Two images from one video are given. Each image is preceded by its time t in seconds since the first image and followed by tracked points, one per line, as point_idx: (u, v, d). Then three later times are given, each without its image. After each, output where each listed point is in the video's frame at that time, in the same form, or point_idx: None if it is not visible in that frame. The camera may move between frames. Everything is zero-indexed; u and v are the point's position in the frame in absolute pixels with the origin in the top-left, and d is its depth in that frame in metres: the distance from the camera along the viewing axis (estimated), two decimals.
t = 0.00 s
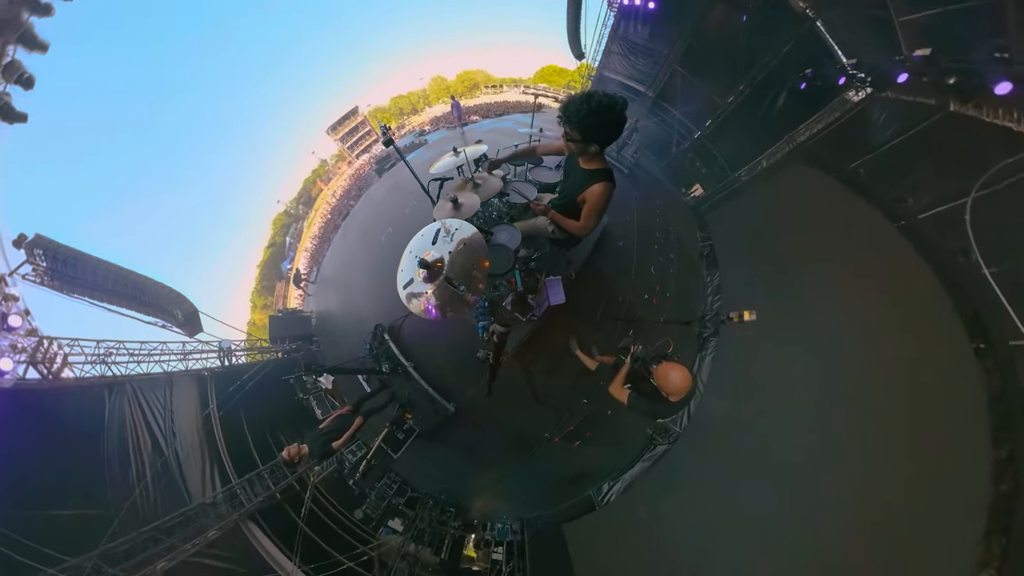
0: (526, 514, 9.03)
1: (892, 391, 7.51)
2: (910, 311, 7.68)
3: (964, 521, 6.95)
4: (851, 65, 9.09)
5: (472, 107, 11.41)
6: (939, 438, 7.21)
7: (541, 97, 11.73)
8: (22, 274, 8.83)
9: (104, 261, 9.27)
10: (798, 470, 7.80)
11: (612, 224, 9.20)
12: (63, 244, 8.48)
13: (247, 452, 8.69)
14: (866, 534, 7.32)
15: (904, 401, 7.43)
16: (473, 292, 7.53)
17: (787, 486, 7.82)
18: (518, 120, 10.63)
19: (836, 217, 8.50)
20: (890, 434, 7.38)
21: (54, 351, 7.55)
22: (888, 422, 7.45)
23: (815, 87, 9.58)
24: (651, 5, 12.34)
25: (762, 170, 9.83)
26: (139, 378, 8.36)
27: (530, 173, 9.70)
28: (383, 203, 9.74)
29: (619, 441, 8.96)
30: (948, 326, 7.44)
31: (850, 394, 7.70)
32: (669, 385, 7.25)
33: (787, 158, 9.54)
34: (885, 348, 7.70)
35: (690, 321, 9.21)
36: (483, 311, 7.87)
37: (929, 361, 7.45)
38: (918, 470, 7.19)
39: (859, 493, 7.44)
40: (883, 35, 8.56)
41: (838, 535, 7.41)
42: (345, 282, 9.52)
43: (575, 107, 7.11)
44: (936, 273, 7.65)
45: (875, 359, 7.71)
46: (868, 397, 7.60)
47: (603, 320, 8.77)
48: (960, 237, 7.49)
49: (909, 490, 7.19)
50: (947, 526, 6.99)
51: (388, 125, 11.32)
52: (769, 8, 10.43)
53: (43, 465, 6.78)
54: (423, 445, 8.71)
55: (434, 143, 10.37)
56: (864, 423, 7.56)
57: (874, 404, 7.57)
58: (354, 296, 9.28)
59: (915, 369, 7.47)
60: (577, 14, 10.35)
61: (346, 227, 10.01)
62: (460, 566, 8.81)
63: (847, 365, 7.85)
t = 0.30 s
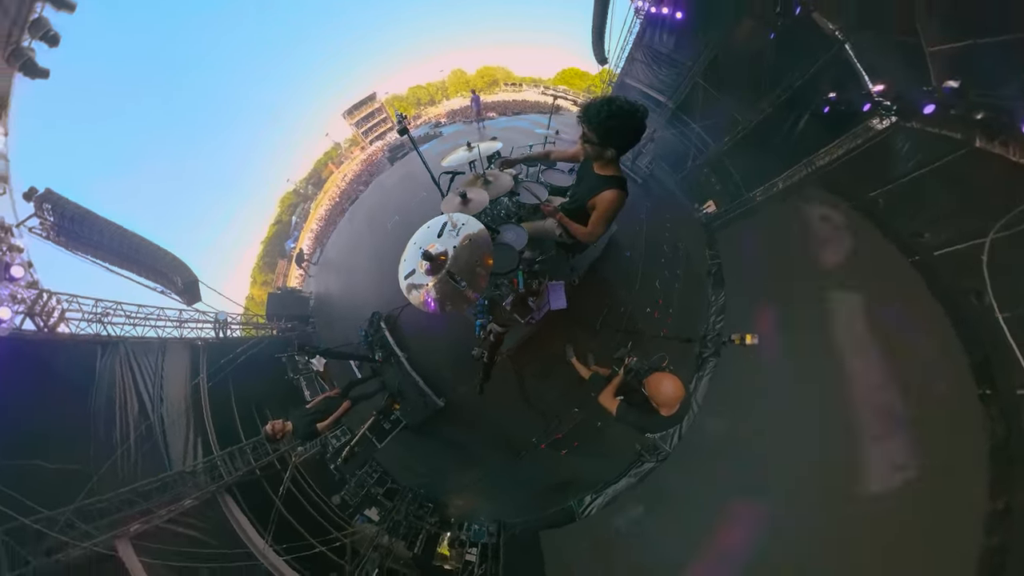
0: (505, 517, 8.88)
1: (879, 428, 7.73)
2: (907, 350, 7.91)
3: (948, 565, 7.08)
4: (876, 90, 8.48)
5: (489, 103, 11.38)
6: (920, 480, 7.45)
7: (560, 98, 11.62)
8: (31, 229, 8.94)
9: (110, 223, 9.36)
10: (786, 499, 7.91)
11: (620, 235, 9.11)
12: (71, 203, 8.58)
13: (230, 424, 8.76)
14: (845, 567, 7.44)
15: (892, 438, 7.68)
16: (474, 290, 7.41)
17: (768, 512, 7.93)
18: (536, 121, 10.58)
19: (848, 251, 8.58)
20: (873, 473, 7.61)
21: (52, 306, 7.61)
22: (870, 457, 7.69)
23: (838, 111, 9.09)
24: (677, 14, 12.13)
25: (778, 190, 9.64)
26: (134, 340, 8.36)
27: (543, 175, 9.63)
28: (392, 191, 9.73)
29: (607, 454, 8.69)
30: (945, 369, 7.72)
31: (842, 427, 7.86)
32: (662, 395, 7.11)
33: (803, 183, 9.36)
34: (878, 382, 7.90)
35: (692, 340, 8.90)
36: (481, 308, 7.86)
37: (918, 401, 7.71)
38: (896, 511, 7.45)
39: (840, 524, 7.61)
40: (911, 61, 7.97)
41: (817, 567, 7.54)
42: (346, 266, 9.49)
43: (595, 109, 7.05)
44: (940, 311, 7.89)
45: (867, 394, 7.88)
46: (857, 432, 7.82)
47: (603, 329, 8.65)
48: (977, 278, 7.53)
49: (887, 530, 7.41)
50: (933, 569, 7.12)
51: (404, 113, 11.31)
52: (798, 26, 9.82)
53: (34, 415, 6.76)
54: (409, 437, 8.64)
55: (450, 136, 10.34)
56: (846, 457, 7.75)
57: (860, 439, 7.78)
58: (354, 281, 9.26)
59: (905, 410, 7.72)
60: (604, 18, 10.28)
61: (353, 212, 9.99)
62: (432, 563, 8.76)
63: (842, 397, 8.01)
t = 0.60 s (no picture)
0: (482, 518, 8.81)
1: (872, 471, 8.68)
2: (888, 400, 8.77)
3: None
4: (900, 119, 8.71)
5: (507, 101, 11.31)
6: (892, 518, 8.61)
7: (579, 102, 11.62)
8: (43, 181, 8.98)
9: (122, 186, 9.42)
10: (779, 528, 8.76)
11: (627, 245, 8.60)
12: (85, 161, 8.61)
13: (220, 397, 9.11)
14: None
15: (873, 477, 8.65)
16: (476, 286, 6.96)
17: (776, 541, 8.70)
18: (553, 124, 10.50)
19: (850, 286, 9.54)
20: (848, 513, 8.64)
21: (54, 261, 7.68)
22: (854, 500, 8.78)
23: (862, 138, 9.32)
24: (704, 27, 12.10)
25: (791, 215, 10.11)
26: (130, 304, 8.42)
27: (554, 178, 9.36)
28: (403, 181, 9.69)
29: (594, 467, 8.58)
30: (924, 421, 8.67)
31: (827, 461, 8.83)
32: (655, 406, 6.93)
33: (819, 210, 9.96)
34: (863, 424, 8.76)
35: (689, 359, 8.82)
36: (480, 305, 7.41)
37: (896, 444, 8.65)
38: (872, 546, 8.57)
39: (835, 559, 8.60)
40: (939, 94, 8.24)
41: None
42: (349, 252, 9.45)
43: (614, 112, 6.99)
44: (942, 349, 8.94)
45: (864, 443, 8.73)
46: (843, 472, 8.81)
47: (602, 339, 8.21)
48: (988, 323, 8.39)
49: (876, 567, 8.43)
50: None
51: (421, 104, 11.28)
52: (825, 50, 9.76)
53: (23, 364, 6.62)
54: (394, 429, 8.47)
55: (465, 131, 10.29)
56: (850, 496, 8.68)
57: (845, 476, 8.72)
58: (355, 267, 9.21)
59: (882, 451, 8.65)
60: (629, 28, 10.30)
61: (362, 198, 9.99)
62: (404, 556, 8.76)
63: (842, 434, 8.80)
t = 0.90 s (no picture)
0: (459, 517, 8.69)
1: (871, 517, 8.37)
2: (887, 442, 8.45)
3: None
4: (925, 150, 8.57)
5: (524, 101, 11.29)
6: (887, 566, 8.26)
7: (597, 108, 11.56)
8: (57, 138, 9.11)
9: (136, 151, 9.55)
10: (768, 566, 8.50)
11: (633, 255, 8.49)
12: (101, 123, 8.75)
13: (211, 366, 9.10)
14: None
15: (862, 524, 8.34)
16: (477, 283, 6.83)
17: None
18: (570, 127, 10.43)
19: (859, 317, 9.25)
20: (830, 557, 8.33)
21: (62, 217, 7.78)
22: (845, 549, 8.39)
23: (882, 167, 9.20)
24: (730, 41, 12.13)
25: (805, 240, 9.85)
26: (132, 266, 8.50)
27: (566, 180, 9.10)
28: (414, 171, 9.66)
29: (580, 478, 8.49)
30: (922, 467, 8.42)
31: (816, 499, 8.45)
32: (646, 420, 7.06)
33: (832, 238, 9.73)
34: (857, 468, 8.41)
35: (686, 377, 8.69)
36: (481, 301, 7.31)
37: (889, 491, 8.35)
38: None
39: None
40: (966, 130, 8.04)
41: None
42: (354, 237, 9.44)
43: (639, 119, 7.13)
44: (948, 394, 8.68)
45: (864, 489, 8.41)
46: (837, 514, 8.44)
47: (598, 349, 8.04)
48: (994, 368, 8.24)
49: None
50: None
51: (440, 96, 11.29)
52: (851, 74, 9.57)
53: (19, 313, 6.62)
54: (379, 417, 8.42)
55: (481, 127, 10.26)
56: (848, 544, 8.32)
57: (835, 520, 8.40)
58: (358, 252, 9.17)
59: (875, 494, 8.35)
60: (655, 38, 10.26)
61: (371, 184, 10.01)
62: (377, 546, 8.77)
63: (842, 476, 8.47)
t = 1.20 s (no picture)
0: (435, 513, 8.61)
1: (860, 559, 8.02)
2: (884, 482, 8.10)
3: None
4: (946, 186, 8.41)
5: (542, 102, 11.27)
6: None
7: (616, 115, 11.49)
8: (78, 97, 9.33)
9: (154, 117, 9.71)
10: None
11: (641, 267, 8.34)
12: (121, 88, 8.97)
13: (206, 335, 8.86)
14: None
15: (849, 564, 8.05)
16: (479, 280, 6.77)
17: None
18: (587, 133, 10.36)
19: (865, 354, 8.88)
20: None
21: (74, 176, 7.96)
22: None
23: (900, 199, 9.16)
24: (757, 58, 12.46)
25: (816, 267, 9.72)
26: (137, 231, 8.70)
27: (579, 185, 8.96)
28: (427, 163, 9.61)
29: (563, 487, 8.39)
30: (918, 512, 8.06)
31: (800, 532, 8.18)
32: (636, 433, 7.01)
33: (844, 267, 9.55)
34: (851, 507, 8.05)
35: (682, 396, 8.61)
36: (480, 299, 7.13)
37: (882, 534, 8.00)
38: None
39: None
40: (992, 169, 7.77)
41: None
42: (359, 221, 9.45)
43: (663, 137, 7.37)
44: (946, 439, 8.38)
45: (859, 529, 8.05)
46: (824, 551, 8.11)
47: (595, 358, 7.91)
48: (999, 417, 7.99)
49: None
50: None
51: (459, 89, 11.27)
52: (882, 104, 9.46)
53: (16, 269, 6.74)
54: (370, 406, 8.36)
55: (498, 124, 10.23)
56: None
57: (812, 555, 8.18)
58: (363, 238, 9.15)
59: (862, 537, 8.01)
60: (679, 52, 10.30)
61: (383, 171, 10.00)
62: (350, 534, 8.75)
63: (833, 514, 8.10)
